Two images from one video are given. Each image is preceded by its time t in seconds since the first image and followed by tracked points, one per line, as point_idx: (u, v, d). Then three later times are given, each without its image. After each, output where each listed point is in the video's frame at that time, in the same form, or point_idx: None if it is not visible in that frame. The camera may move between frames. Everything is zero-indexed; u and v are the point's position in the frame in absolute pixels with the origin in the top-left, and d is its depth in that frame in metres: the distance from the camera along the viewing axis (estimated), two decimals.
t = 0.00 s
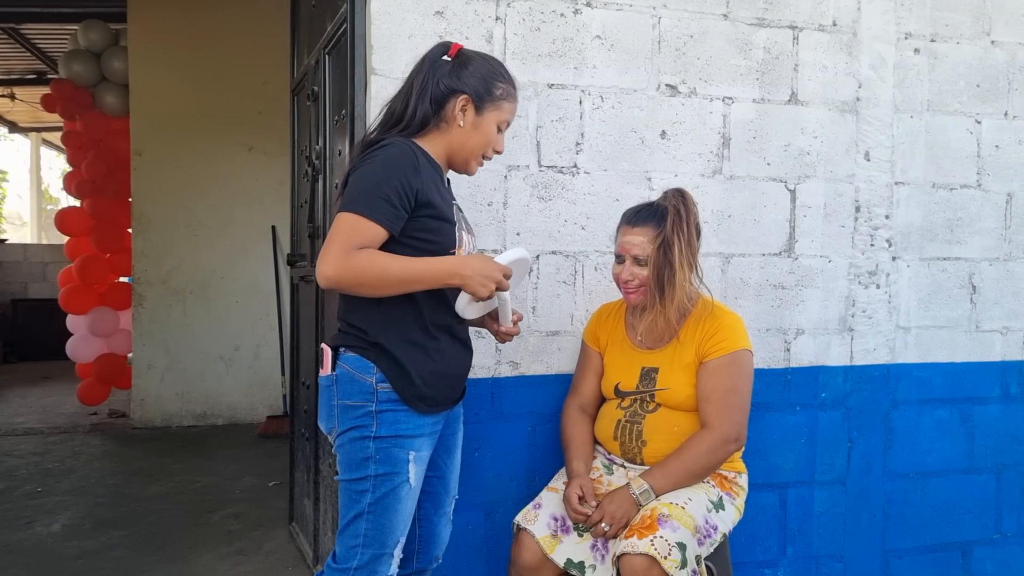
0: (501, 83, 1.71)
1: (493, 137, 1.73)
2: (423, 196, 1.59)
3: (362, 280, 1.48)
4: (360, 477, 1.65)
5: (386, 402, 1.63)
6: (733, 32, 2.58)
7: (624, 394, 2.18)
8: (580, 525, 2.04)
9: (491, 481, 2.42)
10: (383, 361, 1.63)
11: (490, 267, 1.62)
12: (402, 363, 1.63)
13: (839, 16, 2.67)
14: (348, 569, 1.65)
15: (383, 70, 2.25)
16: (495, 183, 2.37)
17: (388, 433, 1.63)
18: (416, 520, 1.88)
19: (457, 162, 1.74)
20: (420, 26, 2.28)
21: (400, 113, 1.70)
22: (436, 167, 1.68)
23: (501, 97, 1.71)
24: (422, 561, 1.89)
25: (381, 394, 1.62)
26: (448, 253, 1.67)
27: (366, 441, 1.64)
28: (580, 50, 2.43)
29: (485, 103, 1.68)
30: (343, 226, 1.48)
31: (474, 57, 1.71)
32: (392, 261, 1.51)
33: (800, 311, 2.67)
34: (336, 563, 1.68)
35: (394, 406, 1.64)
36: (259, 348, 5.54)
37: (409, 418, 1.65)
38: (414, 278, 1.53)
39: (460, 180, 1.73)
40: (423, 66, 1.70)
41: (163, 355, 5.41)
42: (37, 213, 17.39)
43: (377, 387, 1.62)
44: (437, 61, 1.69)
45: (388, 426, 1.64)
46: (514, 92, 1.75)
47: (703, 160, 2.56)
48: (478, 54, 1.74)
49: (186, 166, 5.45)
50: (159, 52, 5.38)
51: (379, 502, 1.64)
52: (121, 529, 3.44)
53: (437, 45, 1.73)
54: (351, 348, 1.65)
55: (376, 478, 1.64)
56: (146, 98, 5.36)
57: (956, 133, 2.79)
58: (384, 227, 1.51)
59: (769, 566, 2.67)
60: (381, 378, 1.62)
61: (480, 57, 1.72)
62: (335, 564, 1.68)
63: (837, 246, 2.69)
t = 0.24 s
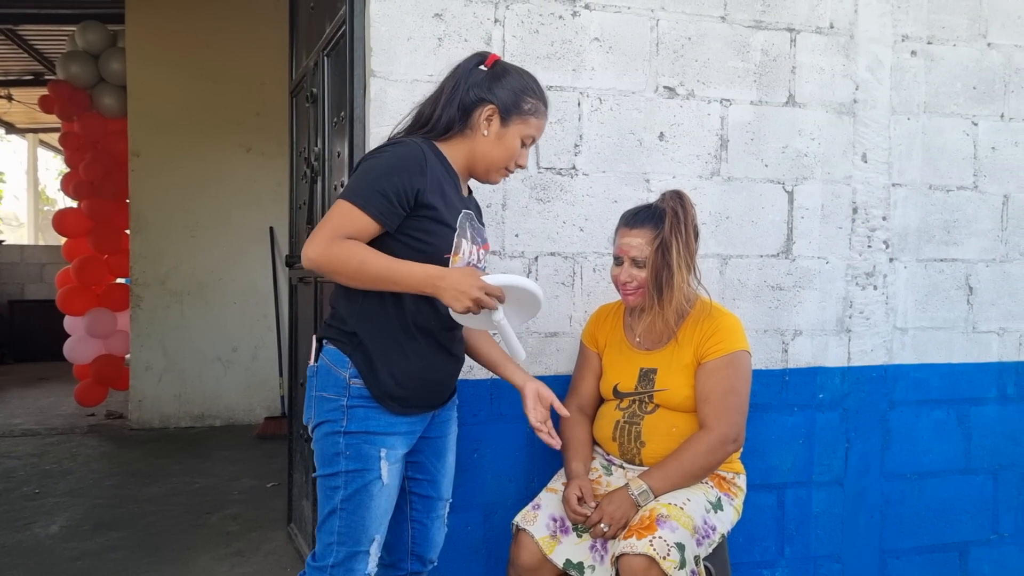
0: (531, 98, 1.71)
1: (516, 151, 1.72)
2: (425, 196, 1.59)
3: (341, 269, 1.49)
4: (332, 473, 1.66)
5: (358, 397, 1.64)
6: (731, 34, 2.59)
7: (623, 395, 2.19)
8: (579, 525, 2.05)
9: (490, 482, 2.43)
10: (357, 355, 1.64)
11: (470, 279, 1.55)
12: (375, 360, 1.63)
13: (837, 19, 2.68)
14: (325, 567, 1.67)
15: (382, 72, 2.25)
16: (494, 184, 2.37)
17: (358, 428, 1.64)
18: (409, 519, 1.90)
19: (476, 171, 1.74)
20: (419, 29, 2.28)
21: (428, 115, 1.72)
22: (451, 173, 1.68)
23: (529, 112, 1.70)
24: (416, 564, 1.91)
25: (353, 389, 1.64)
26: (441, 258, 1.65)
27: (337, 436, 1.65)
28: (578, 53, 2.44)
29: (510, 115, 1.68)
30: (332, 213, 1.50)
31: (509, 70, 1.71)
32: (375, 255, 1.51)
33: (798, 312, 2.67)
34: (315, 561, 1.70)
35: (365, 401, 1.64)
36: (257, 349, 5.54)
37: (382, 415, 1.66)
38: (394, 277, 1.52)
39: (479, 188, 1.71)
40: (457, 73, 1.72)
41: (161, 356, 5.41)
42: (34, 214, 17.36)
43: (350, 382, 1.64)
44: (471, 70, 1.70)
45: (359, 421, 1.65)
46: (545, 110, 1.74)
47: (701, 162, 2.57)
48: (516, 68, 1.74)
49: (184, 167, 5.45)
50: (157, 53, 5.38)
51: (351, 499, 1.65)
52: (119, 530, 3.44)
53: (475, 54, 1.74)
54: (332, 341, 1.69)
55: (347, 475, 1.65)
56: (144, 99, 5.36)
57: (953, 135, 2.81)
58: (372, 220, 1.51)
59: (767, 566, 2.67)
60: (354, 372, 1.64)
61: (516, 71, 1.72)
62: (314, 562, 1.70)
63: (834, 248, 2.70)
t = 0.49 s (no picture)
0: (569, 123, 1.74)
1: (548, 174, 1.74)
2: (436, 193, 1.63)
3: (347, 256, 1.54)
4: (308, 459, 1.73)
5: (331, 381, 1.71)
6: (728, 35, 2.60)
7: (621, 395, 2.20)
8: (578, 525, 2.05)
9: (488, 482, 2.43)
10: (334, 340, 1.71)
11: (471, 278, 1.57)
12: (352, 347, 1.69)
13: (833, 20, 2.69)
14: (306, 556, 1.74)
15: (380, 72, 2.26)
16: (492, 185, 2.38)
17: (330, 413, 1.71)
18: (401, 519, 1.96)
19: (505, 189, 1.76)
20: (417, 29, 2.29)
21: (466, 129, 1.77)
22: (471, 186, 1.71)
23: (565, 137, 1.73)
24: (412, 563, 1.96)
25: (326, 372, 1.71)
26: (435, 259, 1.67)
27: (311, 421, 1.72)
28: (576, 53, 2.44)
29: (546, 138, 1.71)
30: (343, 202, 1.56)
31: (552, 95, 1.75)
32: (380, 246, 1.55)
33: (795, 312, 2.68)
34: (299, 550, 1.77)
35: (338, 386, 1.71)
36: (254, 349, 5.54)
37: (355, 402, 1.72)
38: (396, 269, 1.56)
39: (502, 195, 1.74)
40: (499, 92, 1.76)
41: (158, 356, 5.41)
42: (30, 214, 17.32)
43: (325, 365, 1.71)
44: (515, 90, 1.74)
45: (331, 406, 1.71)
46: (581, 137, 1.77)
47: (699, 162, 2.58)
48: (559, 94, 1.78)
49: (180, 167, 5.44)
50: (153, 53, 5.37)
51: (326, 485, 1.72)
52: (117, 531, 3.44)
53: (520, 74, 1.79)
54: (318, 324, 1.77)
55: (321, 460, 1.72)
56: (140, 99, 5.35)
57: (949, 136, 2.82)
58: (382, 211, 1.56)
59: (764, 565, 2.68)
60: (330, 357, 1.71)
61: (558, 96, 1.76)
62: (298, 551, 1.77)
63: (831, 248, 2.71)
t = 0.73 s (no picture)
0: (583, 138, 1.76)
1: (557, 186, 1.76)
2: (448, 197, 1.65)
3: (366, 263, 1.56)
4: (300, 448, 1.74)
5: (324, 371, 1.72)
6: (724, 35, 2.60)
7: (616, 392, 2.21)
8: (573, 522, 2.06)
9: (484, 479, 2.44)
10: (327, 330, 1.72)
11: (485, 285, 1.61)
12: (346, 337, 1.70)
13: (829, 20, 2.70)
14: (300, 546, 1.75)
15: (377, 70, 2.26)
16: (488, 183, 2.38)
17: (322, 402, 1.72)
18: (396, 515, 1.96)
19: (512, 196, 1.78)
20: (414, 28, 2.29)
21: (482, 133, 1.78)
22: (481, 190, 1.72)
23: (578, 151, 1.75)
24: (405, 560, 1.97)
25: (319, 362, 1.72)
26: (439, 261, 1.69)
27: (303, 409, 1.73)
28: (572, 52, 2.45)
29: (559, 149, 1.73)
30: (360, 206, 1.57)
31: (570, 109, 1.77)
32: (399, 253, 1.57)
33: (789, 311, 2.69)
34: (292, 541, 1.78)
35: (330, 376, 1.72)
36: (250, 348, 5.53)
37: (346, 392, 1.72)
38: (414, 276, 1.59)
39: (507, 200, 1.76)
40: (518, 100, 1.78)
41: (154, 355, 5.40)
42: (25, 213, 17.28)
43: (318, 355, 1.72)
44: (533, 101, 1.76)
45: (323, 395, 1.72)
46: (593, 153, 1.79)
47: (694, 161, 2.58)
48: (577, 108, 1.80)
49: (176, 166, 5.43)
50: (148, 51, 5.37)
51: (319, 475, 1.73)
52: (113, 529, 3.43)
53: (540, 85, 1.81)
54: (314, 314, 1.78)
55: (314, 450, 1.73)
56: (135, 97, 5.35)
57: (943, 136, 2.83)
58: (398, 215, 1.58)
59: (758, 563, 2.69)
60: (323, 346, 1.72)
61: (575, 111, 1.78)
62: (291, 541, 1.78)
63: (826, 247, 2.72)
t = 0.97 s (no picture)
0: (580, 137, 1.76)
1: (553, 184, 1.77)
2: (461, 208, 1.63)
3: (389, 289, 1.55)
4: (299, 449, 1.73)
5: (325, 371, 1.71)
6: (721, 33, 2.59)
7: (610, 391, 2.21)
8: (567, 521, 2.05)
9: (479, 479, 2.43)
10: (330, 332, 1.70)
11: (503, 317, 1.65)
12: (349, 339, 1.68)
13: (827, 17, 2.69)
14: (294, 545, 1.74)
15: (372, 68, 2.25)
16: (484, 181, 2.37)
17: (322, 403, 1.71)
18: (392, 514, 1.96)
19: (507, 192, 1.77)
20: (409, 25, 2.28)
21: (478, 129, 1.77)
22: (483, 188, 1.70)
23: (574, 149, 1.76)
24: (402, 559, 1.96)
25: (320, 362, 1.71)
26: (451, 270, 1.70)
27: (303, 410, 1.72)
28: (568, 50, 2.44)
29: (556, 147, 1.73)
30: (380, 226, 1.54)
31: (567, 107, 1.77)
32: (421, 278, 1.58)
33: (786, 310, 2.69)
34: (285, 540, 1.77)
35: (332, 377, 1.71)
36: (247, 347, 5.53)
37: (347, 394, 1.71)
38: (437, 302, 1.60)
39: (509, 201, 1.76)
40: (516, 97, 1.77)
41: (151, 353, 5.39)
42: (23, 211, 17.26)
43: (319, 355, 1.71)
44: (531, 98, 1.75)
45: (324, 396, 1.71)
46: (589, 152, 1.80)
47: (691, 160, 2.57)
48: (573, 106, 1.80)
49: (173, 164, 5.42)
50: (145, 49, 5.36)
51: (317, 476, 1.72)
52: (108, 527, 3.42)
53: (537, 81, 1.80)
54: (314, 313, 1.76)
55: (313, 451, 1.72)
56: (132, 95, 5.34)
57: (941, 134, 2.82)
58: (417, 235, 1.56)
59: (754, 562, 2.69)
60: (324, 347, 1.71)
61: (572, 108, 1.78)
62: (284, 540, 1.77)
63: (823, 246, 2.72)
